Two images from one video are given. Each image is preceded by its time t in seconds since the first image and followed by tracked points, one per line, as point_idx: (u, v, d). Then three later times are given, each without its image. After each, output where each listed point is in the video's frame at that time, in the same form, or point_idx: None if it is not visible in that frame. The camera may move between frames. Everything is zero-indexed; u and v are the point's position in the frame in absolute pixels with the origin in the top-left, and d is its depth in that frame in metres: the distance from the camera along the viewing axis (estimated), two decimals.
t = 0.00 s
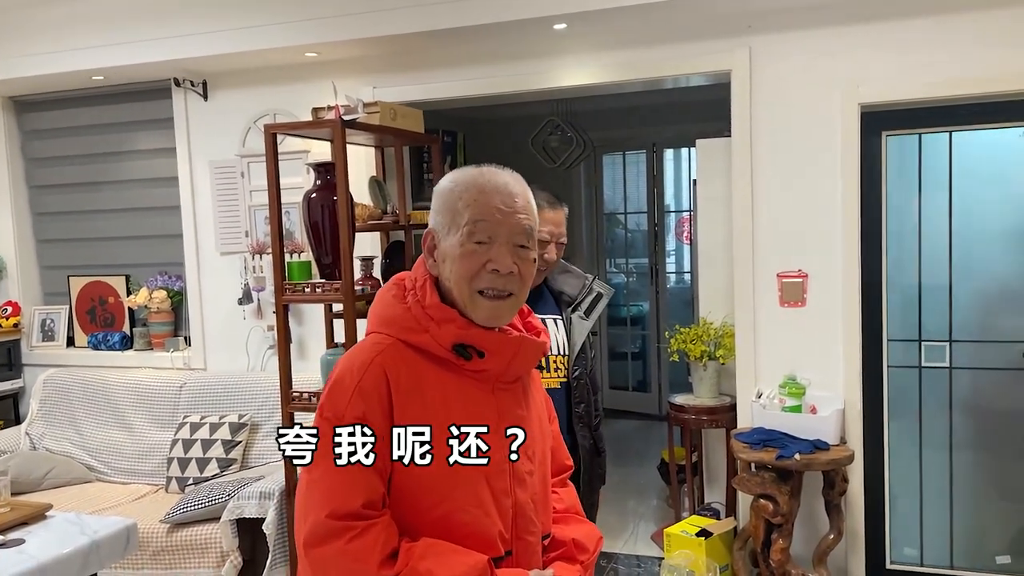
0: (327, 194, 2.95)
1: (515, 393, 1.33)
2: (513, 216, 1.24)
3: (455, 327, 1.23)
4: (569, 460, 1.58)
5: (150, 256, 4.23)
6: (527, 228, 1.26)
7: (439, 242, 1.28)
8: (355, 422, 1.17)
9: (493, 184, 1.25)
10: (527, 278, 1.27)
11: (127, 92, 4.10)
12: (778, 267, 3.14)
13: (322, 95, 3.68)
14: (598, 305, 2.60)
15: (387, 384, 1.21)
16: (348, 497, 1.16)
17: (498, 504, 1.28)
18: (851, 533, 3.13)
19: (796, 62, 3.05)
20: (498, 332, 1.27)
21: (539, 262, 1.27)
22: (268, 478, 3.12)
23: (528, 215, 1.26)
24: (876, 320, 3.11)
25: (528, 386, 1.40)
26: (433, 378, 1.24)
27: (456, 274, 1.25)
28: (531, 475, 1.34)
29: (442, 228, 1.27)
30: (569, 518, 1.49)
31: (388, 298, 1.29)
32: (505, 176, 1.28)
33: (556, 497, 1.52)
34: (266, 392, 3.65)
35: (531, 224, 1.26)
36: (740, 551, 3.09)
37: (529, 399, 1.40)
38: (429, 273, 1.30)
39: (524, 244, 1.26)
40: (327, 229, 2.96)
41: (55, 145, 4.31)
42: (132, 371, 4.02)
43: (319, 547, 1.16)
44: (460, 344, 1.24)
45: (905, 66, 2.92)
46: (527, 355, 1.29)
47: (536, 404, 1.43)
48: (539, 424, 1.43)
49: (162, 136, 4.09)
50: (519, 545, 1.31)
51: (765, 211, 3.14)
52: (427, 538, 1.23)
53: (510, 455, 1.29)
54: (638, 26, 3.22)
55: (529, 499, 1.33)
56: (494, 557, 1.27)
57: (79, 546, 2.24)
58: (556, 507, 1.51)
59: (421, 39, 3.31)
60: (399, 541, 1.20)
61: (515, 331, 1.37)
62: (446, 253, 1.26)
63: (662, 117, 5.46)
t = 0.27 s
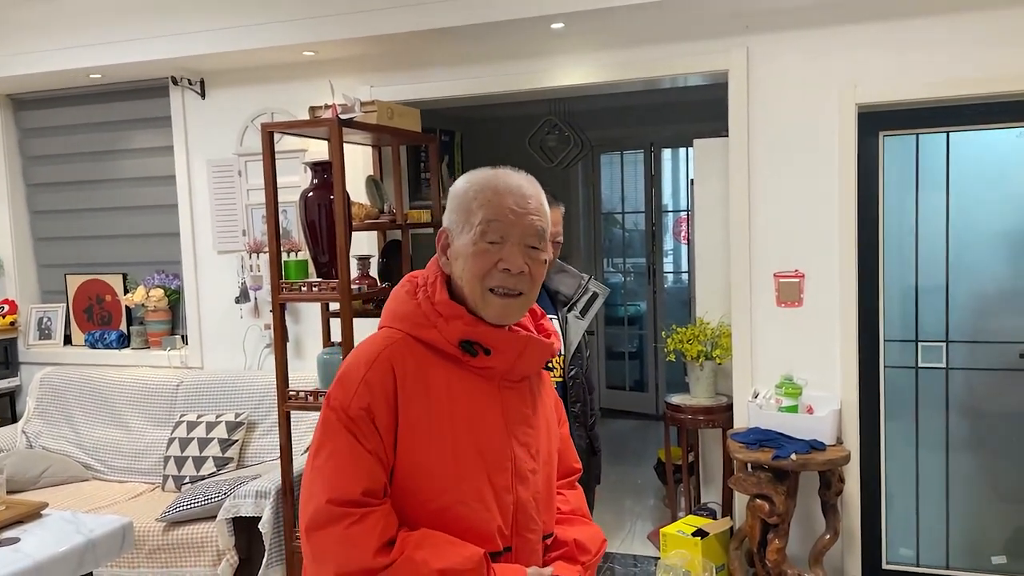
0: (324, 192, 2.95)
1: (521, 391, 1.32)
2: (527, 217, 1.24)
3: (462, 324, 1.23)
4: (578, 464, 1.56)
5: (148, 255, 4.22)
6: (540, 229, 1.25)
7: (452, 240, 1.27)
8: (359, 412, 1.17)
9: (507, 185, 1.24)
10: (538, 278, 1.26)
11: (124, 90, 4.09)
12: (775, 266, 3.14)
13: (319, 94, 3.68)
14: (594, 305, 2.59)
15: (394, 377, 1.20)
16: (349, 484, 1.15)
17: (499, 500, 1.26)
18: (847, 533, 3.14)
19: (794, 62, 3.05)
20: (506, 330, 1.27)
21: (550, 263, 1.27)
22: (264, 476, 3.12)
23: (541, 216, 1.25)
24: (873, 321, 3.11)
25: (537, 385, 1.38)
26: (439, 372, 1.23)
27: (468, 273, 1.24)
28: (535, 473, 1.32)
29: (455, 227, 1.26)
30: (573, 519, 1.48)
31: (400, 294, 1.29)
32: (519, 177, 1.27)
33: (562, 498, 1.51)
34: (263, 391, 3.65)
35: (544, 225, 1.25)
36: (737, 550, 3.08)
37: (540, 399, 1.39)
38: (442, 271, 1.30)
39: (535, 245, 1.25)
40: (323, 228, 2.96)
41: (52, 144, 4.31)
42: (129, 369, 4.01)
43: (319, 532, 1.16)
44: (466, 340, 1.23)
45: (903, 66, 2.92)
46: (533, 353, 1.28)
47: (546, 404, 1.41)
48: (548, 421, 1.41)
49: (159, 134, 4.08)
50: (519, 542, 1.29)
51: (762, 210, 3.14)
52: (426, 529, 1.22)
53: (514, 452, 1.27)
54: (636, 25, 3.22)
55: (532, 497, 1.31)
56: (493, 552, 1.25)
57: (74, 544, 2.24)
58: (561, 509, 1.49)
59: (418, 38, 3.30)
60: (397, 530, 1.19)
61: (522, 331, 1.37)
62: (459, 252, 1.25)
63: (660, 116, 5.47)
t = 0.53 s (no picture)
0: (323, 193, 2.95)
1: (504, 394, 1.33)
2: (528, 224, 1.21)
3: (447, 330, 1.21)
4: (560, 465, 1.57)
5: (148, 254, 4.23)
6: (540, 236, 1.23)
7: (446, 244, 1.22)
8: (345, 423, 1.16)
9: (508, 191, 1.21)
10: (534, 283, 1.25)
11: (125, 90, 4.10)
12: (774, 268, 3.13)
13: (320, 94, 3.68)
14: (593, 307, 2.58)
15: (378, 386, 1.20)
16: (338, 498, 1.15)
17: (488, 506, 1.27)
18: (846, 535, 3.13)
19: (794, 63, 3.04)
20: (500, 334, 1.26)
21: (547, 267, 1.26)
22: (264, 476, 3.13)
23: (540, 222, 1.24)
24: (873, 322, 3.11)
25: (519, 387, 1.39)
26: (424, 379, 1.23)
27: (467, 280, 1.21)
28: (521, 475, 1.33)
29: (451, 232, 1.21)
30: (560, 520, 1.48)
31: (380, 300, 1.26)
32: (515, 180, 1.23)
33: (548, 499, 1.52)
34: (263, 391, 3.65)
35: (544, 232, 1.23)
36: (735, 552, 3.08)
37: (523, 402, 1.39)
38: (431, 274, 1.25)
39: (536, 253, 1.23)
40: (323, 229, 2.96)
41: (54, 143, 4.31)
42: (130, 368, 4.02)
43: (308, 547, 1.15)
44: (451, 346, 1.22)
45: (903, 68, 2.92)
46: (519, 357, 1.28)
47: (531, 405, 1.42)
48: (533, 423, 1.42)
49: (159, 134, 4.09)
50: (509, 547, 1.30)
51: (762, 212, 3.13)
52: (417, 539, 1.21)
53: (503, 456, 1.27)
54: (636, 26, 3.21)
55: (518, 500, 1.32)
56: (484, 559, 1.25)
57: (73, 544, 2.25)
58: (547, 510, 1.50)
59: (419, 39, 3.30)
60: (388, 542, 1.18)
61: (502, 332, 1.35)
62: (458, 258, 1.21)
63: (662, 116, 5.45)
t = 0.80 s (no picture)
0: (327, 191, 2.95)
1: (496, 392, 1.33)
2: (532, 226, 1.22)
3: (444, 330, 1.20)
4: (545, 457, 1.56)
5: (151, 253, 4.23)
6: (540, 238, 1.25)
7: (449, 246, 1.20)
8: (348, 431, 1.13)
9: (511, 193, 1.21)
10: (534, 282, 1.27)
11: (128, 88, 4.10)
12: (778, 267, 3.13)
13: (324, 92, 3.68)
14: (599, 305, 2.60)
15: (377, 391, 1.17)
16: (346, 507, 1.11)
17: (488, 505, 1.26)
18: (849, 535, 3.13)
19: (798, 63, 3.04)
20: (498, 333, 1.27)
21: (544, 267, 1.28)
22: (267, 474, 3.13)
23: (538, 223, 1.25)
24: (876, 323, 3.11)
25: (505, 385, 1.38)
26: (421, 382, 1.21)
27: (474, 283, 1.21)
28: (514, 471, 1.34)
29: (456, 234, 1.19)
30: (550, 514, 1.48)
31: (369, 301, 1.24)
32: (513, 182, 1.24)
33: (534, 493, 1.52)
34: (266, 389, 3.65)
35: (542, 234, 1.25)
36: (738, 552, 3.07)
37: (507, 399, 1.38)
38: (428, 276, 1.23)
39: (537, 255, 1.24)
40: (327, 227, 2.96)
41: (57, 141, 4.32)
42: (133, 367, 4.02)
43: (316, 562, 1.10)
44: (448, 347, 1.21)
45: (907, 68, 2.91)
46: (512, 355, 1.28)
47: (515, 401, 1.43)
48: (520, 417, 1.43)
49: (163, 132, 4.09)
50: (509, 545, 1.30)
51: (766, 212, 3.13)
52: (424, 544, 1.19)
53: (500, 454, 1.28)
54: (639, 26, 3.21)
55: (515, 497, 1.32)
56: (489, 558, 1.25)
57: (76, 541, 2.25)
58: (537, 504, 1.49)
59: (422, 37, 3.30)
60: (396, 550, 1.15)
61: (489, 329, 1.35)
62: (464, 261, 1.19)
63: (665, 116, 5.45)
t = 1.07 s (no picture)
0: (316, 190, 2.98)
1: (504, 382, 1.38)
2: (544, 224, 1.29)
3: (459, 320, 1.25)
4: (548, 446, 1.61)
5: (137, 252, 4.23)
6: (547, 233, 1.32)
7: (468, 243, 1.25)
8: (369, 415, 1.18)
9: (523, 192, 1.27)
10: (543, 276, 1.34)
11: (114, 88, 4.10)
12: (760, 267, 3.20)
13: (312, 93, 3.70)
14: (589, 304, 2.62)
15: (396, 378, 1.22)
16: (371, 485, 1.16)
17: (499, 487, 1.32)
18: (830, 528, 3.19)
19: (779, 66, 3.11)
20: (511, 324, 1.33)
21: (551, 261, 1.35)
22: (256, 473, 3.16)
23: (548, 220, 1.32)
24: (855, 320, 3.18)
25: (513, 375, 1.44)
26: (437, 370, 1.26)
27: (493, 279, 1.27)
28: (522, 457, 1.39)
29: (475, 233, 1.25)
30: (554, 499, 1.53)
31: (386, 292, 1.29)
32: (525, 182, 1.30)
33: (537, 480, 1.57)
34: (253, 388, 3.67)
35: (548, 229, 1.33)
36: (721, 545, 3.13)
37: (515, 389, 1.43)
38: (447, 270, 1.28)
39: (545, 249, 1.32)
40: (316, 227, 2.99)
41: (41, 140, 4.31)
42: (119, 366, 4.02)
43: (339, 537, 1.15)
44: (463, 337, 1.26)
45: (884, 72, 2.99)
46: (521, 347, 1.34)
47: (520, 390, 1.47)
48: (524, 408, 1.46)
49: (149, 132, 4.09)
50: (518, 526, 1.37)
51: (749, 211, 3.19)
52: (439, 523, 1.25)
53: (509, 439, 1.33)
54: (623, 29, 3.27)
55: (522, 481, 1.39)
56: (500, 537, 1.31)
57: (70, 538, 2.26)
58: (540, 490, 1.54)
59: (409, 39, 3.34)
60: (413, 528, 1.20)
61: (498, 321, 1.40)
62: (484, 258, 1.25)
63: (648, 118, 5.52)
